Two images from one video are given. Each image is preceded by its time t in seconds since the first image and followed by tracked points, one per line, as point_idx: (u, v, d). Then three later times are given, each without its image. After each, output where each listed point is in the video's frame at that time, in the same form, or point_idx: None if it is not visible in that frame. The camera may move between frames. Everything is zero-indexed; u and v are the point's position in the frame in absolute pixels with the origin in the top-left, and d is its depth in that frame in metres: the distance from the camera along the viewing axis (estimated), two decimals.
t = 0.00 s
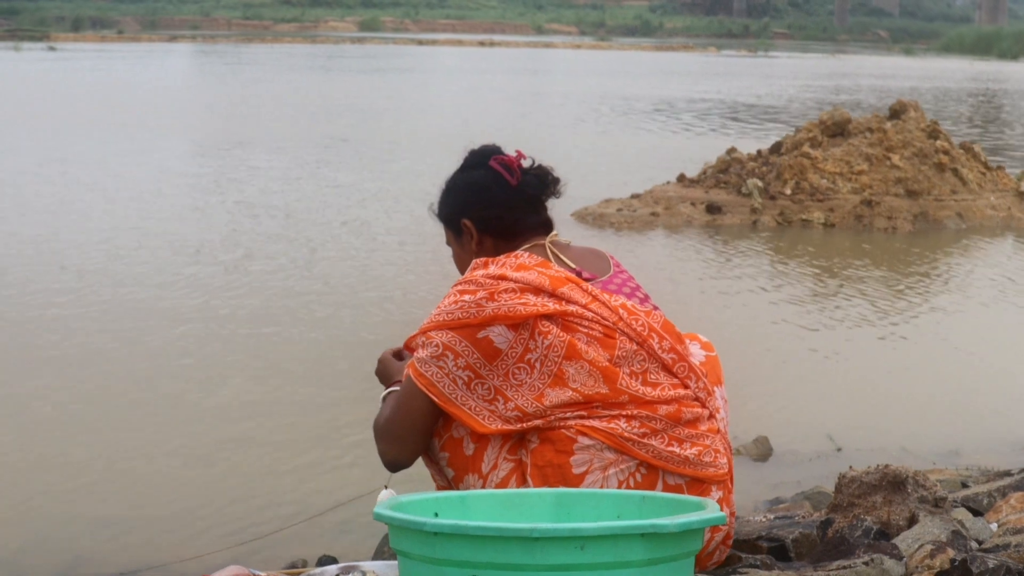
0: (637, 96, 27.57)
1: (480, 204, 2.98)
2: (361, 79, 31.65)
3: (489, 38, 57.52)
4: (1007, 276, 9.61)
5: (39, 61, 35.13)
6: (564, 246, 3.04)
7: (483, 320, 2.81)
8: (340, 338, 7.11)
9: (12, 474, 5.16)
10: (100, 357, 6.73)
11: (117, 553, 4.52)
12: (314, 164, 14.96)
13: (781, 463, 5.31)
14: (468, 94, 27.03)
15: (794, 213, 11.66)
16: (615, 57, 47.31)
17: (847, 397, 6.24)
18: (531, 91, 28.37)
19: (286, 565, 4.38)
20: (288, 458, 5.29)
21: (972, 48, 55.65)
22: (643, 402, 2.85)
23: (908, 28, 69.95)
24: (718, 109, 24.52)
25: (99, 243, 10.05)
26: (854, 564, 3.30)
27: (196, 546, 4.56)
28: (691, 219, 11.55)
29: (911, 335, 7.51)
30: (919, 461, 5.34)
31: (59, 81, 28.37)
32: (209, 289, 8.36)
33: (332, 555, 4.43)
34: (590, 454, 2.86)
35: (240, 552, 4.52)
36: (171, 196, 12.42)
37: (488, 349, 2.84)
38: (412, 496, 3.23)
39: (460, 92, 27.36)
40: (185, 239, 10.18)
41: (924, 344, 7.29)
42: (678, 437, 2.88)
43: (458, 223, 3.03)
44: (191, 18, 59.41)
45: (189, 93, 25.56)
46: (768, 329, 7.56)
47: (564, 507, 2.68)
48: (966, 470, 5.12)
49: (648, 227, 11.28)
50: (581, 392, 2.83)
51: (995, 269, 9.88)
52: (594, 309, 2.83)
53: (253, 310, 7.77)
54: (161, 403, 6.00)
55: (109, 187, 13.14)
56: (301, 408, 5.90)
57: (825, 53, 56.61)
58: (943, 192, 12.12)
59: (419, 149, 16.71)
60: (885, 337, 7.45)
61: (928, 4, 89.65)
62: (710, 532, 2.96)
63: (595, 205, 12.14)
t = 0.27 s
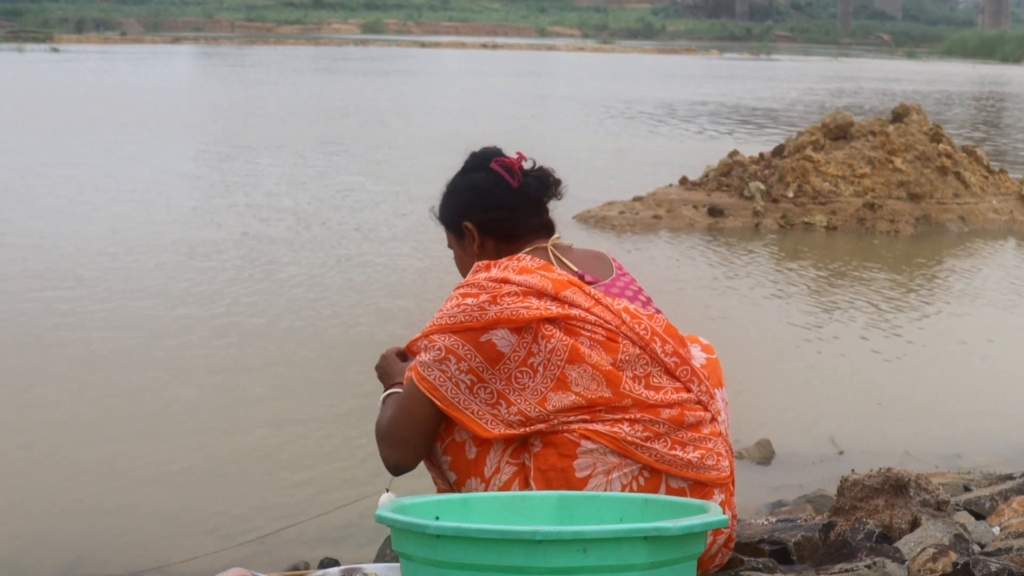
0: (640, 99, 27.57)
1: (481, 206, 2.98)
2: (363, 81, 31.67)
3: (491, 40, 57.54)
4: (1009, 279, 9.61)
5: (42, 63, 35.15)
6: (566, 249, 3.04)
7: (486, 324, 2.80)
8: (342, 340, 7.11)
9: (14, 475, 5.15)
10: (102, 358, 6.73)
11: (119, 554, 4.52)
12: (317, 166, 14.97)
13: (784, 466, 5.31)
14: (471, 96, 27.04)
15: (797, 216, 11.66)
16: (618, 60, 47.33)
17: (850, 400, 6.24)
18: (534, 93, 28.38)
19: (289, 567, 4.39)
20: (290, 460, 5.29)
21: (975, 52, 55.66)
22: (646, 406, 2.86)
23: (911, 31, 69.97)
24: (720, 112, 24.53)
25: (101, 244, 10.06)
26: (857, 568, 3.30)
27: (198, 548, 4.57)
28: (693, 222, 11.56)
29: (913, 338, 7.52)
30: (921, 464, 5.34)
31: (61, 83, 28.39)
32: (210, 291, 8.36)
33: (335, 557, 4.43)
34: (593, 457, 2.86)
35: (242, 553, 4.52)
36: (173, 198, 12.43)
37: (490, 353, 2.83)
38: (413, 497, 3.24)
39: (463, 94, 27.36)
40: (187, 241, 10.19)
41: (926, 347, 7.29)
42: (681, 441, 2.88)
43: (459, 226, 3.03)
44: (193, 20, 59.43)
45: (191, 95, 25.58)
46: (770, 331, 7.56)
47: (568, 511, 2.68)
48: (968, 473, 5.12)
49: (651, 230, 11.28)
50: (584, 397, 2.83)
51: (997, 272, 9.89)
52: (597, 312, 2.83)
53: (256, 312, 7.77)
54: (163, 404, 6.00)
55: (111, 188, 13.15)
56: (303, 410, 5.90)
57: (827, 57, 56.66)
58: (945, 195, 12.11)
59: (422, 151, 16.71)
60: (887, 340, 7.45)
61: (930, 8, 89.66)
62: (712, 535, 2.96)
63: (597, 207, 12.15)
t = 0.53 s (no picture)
0: (643, 100, 27.57)
1: (478, 209, 2.99)
2: (366, 82, 31.69)
3: (494, 41, 57.56)
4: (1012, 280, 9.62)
5: (44, 64, 35.21)
6: (565, 250, 3.04)
7: (485, 326, 2.81)
8: (346, 341, 7.12)
9: (16, 477, 5.16)
10: (105, 359, 6.75)
11: (121, 554, 4.52)
12: (320, 167, 14.99)
13: (786, 467, 5.31)
14: (474, 97, 27.07)
15: (799, 218, 11.67)
16: (621, 61, 47.33)
17: (852, 402, 6.24)
18: (536, 94, 28.39)
19: (291, 568, 4.39)
20: (293, 460, 5.30)
21: (978, 54, 55.67)
22: (647, 406, 2.86)
23: (913, 33, 69.97)
24: (723, 113, 24.54)
25: (103, 245, 10.07)
26: (860, 569, 3.31)
27: (200, 548, 4.57)
28: (696, 223, 11.56)
29: (916, 340, 7.52)
30: (924, 465, 5.35)
31: (65, 83, 28.42)
32: (212, 292, 8.37)
33: (338, 558, 4.43)
34: (594, 459, 2.87)
35: (245, 554, 4.53)
36: (176, 199, 12.44)
37: (490, 356, 2.83)
38: (416, 498, 3.25)
39: (466, 95, 27.38)
40: (191, 241, 10.20)
41: (929, 349, 7.30)
42: (682, 441, 2.89)
43: (456, 230, 3.04)
44: (196, 20, 59.50)
45: (195, 96, 25.61)
46: (773, 333, 7.56)
47: (570, 512, 2.68)
48: (971, 475, 5.12)
49: (654, 231, 11.29)
50: (584, 398, 2.83)
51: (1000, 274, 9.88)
52: (596, 314, 2.83)
53: (259, 312, 7.79)
54: (167, 405, 6.01)
55: (114, 189, 13.17)
56: (305, 411, 5.91)
57: (830, 58, 56.63)
58: (948, 197, 12.11)
59: (425, 152, 16.72)
60: (890, 341, 7.45)
61: (933, 9, 89.64)
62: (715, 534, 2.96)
63: (600, 208, 12.16)
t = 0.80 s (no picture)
0: (644, 100, 27.57)
1: (471, 211, 2.99)
2: (368, 82, 31.70)
3: (496, 42, 57.56)
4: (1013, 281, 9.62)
5: (46, 64, 35.22)
6: (559, 250, 3.04)
7: (480, 326, 2.81)
8: (347, 341, 7.13)
9: (15, 477, 5.15)
10: (107, 359, 6.76)
11: (123, 554, 4.53)
12: (322, 167, 15.00)
13: (787, 468, 5.31)
14: (476, 97, 27.08)
15: (801, 218, 11.67)
16: (622, 62, 47.33)
17: (853, 403, 6.24)
18: (537, 95, 28.38)
19: (292, 568, 4.39)
20: (294, 460, 5.31)
21: (979, 54, 55.65)
22: (643, 404, 2.86)
23: (916, 33, 69.95)
24: (725, 114, 24.54)
25: (104, 245, 10.07)
26: (860, 570, 3.31)
27: (201, 548, 4.57)
28: (698, 224, 11.56)
29: (917, 341, 7.52)
30: (925, 466, 5.35)
31: (66, 83, 28.43)
32: (212, 292, 8.36)
33: (339, 558, 4.44)
34: (591, 457, 2.87)
35: (246, 554, 4.53)
36: (177, 199, 12.45)
37: (486, 356, 2.84)
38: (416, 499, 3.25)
39: (468, 96, 27.39)
40: (192, 241, 10.21)
41: (929, 349, 7.30)
42: (679, 437, 2.89)
43: (450, 232, 3.04)
44: (197, 20, 59.53)
45: (197, 96, 25.62)
46: (774, 334, 7.56)
47: (568, 511, 2.68)
48: (972, 476, 5.12)
49: (655, 232, 11.29)
50: (580, 397, 2.84)
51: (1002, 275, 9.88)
52: (591, 312, 2.84)
53: (260, 312, 7.80)
54: (168, 405, 6.01)
55: (116, 189, 13.18)
56: (305, 411, 5.91)
57: (832, 58, 56.63)
58: (950, 198, 12.11)
59: (427, 153, 16.73)
60: (890, 342, 7.45)
61: (934, 10, 89.61)
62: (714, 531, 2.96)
63: (602, 209, 12.15)
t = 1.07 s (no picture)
0: (646, 100, 27.58)
1: (466, 212, 3.00)
2: (369, 82, 31.72)
3: (497, 42, 57.59)
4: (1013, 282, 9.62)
5: (47, 63, 35.26)
6: (554, 250, 3.04)
7: (475, 327, 2.81)
8: (347, 341, 7.13)
9: (14, 477, 5.15)
10: (108, 358, 6.76)
11: (123, 553, 4.53)
12: (323, 167, 15.01)
13: (787, 468, 5.31)
14: (477, 97, 27.09)
15: (802, 218, 11.67)
16: (623, 62, 47.34)
17: (853, 402, 6.24)
18: (538, 95, 28.38)
19: (292, 568, 4.40)
20: (293, 460, 5.31)
21: (981, 54, 55.63)
22: (639, 402, 2.86)
23: (916, 34, 69.93)
24: (726, 114, 24.55)
25: (105, 245, 10.06)
26: (860, 570, 3.31)
27: (201, 547, 4.58)
28: (699, 224, 11.56)
29: (918, 341, 7.51)
30: (925, 466, 5.35)
31: (67, 83, 28.46)
32: (212, 292, 8.36)
33: (340, 558, 4.44)
34: (589, 455, 2.87)
35: (246, 554, 4.53)
36: (179, 198, 12.47)
37: (481, 356, 2.84)
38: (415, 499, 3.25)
39: (469, 96, 27.41)
40: (194, 241, 10.22)
41: (930, 350, 7.30)
42: (677, 435, 2.88)
43: (446, 233, 3.05)
44: (198, 20, 59.57)
45: (198, 96, 25.64)
46: (775, 334, 7.56)
47: (567, 510, 2.68)
48: (972, 476, 5.12)
49: (656, 232, 11.29)
50: (577, 395, 2.84)
51: (1002, 275, 9.88)
52: (586, 312, 2.84)
53: (262, 312, 7.80)
54: (168, 405, 6.02)
55: (117, 189, 13.19)
56: (305, 411, 5.90)
57: (833, 58, 56.63)
58: (951, 198, 12.11)
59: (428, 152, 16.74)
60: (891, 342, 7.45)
61: (935, 10, 89.57)
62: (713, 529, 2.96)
63: (603, 209, 12.16)
